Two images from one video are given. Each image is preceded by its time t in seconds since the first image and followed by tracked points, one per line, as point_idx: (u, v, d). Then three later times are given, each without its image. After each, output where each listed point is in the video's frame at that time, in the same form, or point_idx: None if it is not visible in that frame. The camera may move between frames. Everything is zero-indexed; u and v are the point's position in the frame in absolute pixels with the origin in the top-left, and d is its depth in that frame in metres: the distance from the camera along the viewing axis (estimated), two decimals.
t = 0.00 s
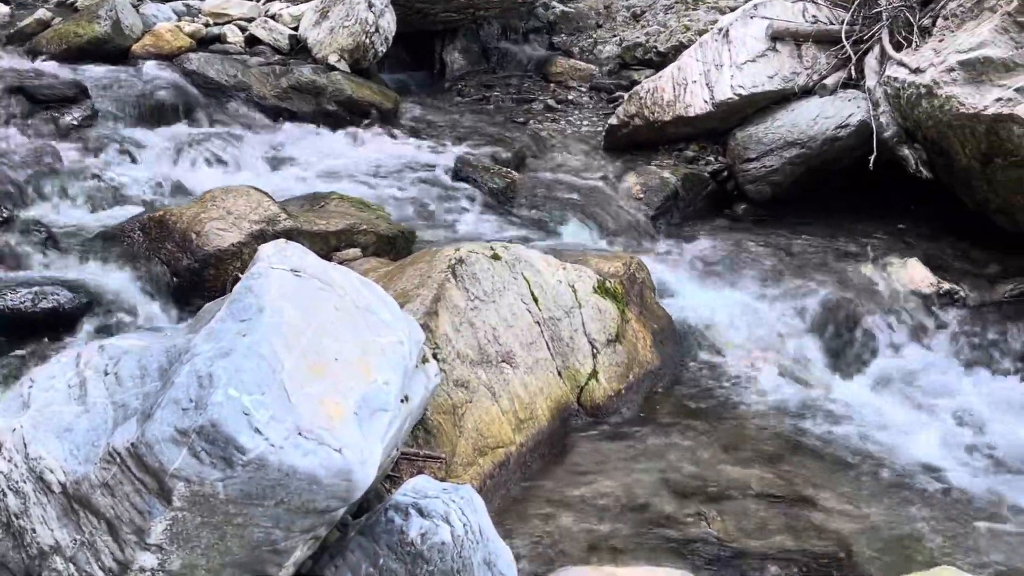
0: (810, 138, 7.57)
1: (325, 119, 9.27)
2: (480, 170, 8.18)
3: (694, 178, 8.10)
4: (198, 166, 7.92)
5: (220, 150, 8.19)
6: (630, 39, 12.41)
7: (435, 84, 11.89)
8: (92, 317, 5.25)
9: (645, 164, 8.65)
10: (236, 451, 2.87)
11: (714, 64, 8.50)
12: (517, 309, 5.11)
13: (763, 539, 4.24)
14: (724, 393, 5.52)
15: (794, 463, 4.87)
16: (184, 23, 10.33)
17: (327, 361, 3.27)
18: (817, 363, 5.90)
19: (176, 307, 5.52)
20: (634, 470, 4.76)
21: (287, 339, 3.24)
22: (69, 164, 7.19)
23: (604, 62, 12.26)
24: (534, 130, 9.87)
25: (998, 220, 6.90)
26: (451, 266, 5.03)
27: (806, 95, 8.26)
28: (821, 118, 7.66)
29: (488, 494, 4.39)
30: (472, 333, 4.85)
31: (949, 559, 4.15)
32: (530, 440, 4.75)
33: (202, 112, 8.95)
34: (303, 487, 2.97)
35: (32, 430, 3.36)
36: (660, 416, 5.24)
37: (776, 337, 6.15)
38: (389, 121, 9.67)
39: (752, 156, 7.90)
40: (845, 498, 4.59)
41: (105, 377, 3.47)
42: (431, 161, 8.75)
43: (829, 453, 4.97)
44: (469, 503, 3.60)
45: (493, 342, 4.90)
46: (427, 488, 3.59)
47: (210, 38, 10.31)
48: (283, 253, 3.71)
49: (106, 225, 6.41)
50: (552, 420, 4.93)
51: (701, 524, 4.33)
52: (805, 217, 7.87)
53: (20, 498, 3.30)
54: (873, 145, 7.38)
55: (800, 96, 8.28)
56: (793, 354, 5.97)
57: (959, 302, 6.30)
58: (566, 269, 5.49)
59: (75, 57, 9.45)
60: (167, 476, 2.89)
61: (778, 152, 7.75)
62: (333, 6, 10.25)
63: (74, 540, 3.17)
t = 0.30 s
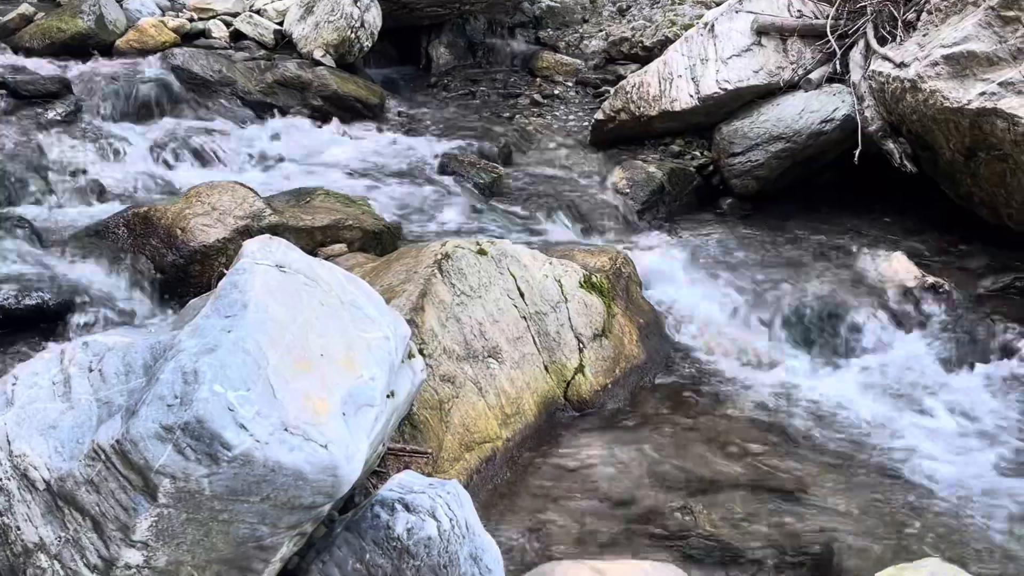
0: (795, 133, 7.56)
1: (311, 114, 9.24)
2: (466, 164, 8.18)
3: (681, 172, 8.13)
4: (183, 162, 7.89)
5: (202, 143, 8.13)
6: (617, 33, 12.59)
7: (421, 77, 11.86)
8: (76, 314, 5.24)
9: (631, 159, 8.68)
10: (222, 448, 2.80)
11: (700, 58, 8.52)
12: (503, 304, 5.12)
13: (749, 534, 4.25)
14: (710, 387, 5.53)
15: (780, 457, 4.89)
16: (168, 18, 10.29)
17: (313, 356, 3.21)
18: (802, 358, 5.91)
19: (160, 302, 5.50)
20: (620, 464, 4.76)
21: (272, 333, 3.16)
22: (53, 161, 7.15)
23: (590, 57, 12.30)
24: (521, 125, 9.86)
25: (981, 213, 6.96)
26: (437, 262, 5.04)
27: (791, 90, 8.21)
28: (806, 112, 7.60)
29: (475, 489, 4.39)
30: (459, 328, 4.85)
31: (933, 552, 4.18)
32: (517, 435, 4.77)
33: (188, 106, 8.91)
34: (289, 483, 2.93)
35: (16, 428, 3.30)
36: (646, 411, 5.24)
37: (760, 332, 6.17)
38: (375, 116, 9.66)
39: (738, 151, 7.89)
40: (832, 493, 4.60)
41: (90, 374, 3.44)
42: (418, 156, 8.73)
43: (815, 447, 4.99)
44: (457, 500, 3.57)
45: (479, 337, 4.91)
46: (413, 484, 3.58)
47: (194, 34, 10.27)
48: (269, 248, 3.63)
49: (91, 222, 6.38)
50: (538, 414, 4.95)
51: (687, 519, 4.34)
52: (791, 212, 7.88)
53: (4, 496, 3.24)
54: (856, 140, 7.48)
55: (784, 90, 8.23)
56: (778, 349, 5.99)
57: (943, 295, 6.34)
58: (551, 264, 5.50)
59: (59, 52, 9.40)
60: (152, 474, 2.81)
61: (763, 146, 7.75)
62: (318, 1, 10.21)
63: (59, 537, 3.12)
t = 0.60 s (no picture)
0: (779, 125, 7.58)
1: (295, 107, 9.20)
2: (451, 158, 8.19)
3: (666, 164, 8.18)
4: (166, 155, 7.86)
5: (186, 137, 8.12)
6: (602, 26, 12.56)
7: (406, 70, 11.83)
8: (59, 307, 5.22)
9: (616, 152, 8.67)
10: (206, 442, 2.76)
11: (685, 50, 8.58)
12: (489, 297, 5.12)
13: (736, 525, 4.26)
14: (696, 379, 5.55)
15: (766, 447, 4.91)
16: (151, 11, 10.25)
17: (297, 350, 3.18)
18: (786, 350, 5.93)
19: (144, 297, 5.48)
20: (606, 457, 4.77)
21: (256, 327, 3.13)
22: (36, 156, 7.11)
23: (574, 49, 12.34)
24: (506, 118, 9.84)
25: (965, 204, 7.01)
26: (423, 255, 5.04)
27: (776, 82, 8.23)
28: (790, 104, 7.65)
29: (462, 482, 4.39)
30: (444, 321, 4.85)
31: (919, 541, 4.20)
32: (503, 428, 4.77)
33: (172, 101, 8.87)
34: (274, 476, 2.90)
35: None
36: (632, 403, 5.25)
37: (746, 324, 6.18)
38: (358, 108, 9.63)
39: (722, 143, 7.94)
40: (818, 484, 4.62)
41: (73, 368, 3.37)
42: (403, 149, 8.71)
43: (802, 439, 5.00)
44: (444, 492, 3.55)
45: (465, 330, 4.91)
46: (399, 477, 3.56)
47: (177, 27, 10.23)
48: (252, 242, 3.60)
49: (73, 216, 6.35)
50: (524, 407, 4.96)
51: (673, 511, 4.35)
52: (776, 205, 7.88)
53: None
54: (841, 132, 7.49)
55: (769, 83, 8.24)
56: (762, 341, 6.02)
57: (927, 287, 6.39)
58: (537, 256, 5.50)
59: (40, 45, 9.42)
60: (136, 468, 2.76)
61: (748, 139, 7.76)
62: None
63: (42, 532, 3.03)
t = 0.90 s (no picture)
0: (764, 116, 7.56)
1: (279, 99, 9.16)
2: (436, 150, 8.16)
3: (651, 156, 8.16)
4: (149, 148, 7.78)
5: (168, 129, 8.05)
6: (587, 17, 12.60)
7: (390, 62, 11.79)
8: (43, 302, 5.20)
9: (601, 143, 8.68)
10: (190, 435, 2.75)
11: (669, 41, 8.61)
12: (475, 288, 5.11)
13: (722, 514, 4.28)
14: (682, 369, 5.57)
15: (751, 436, 4.94)
16: (133, 3, 10.23)
17: (282, 342, 3.13)
18: (771, 340, 5.96)
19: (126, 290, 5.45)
20: (592, 447, 4.78)
21: (239, 319, 3.08)
22: (19, 152, 7.08)
23: (560, 40, 12.37)
24: (491, 109, 9.83)
25: (948, 194, 7.06)
26: (408, 247, 5.02)
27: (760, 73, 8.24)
28: (774, 95, 7.64)
29: (448, 474, 4.40)
30: (430, 313, 4.84)
31: (902, 527, 4.25)
32: (489, 419, 4.77)
33: (155, 93, 8.83)
34: (258, 469, 2.88)
35: None
36: (618, 393, 5.27)
37: (734, 316, 6.18)
38: (343, 100, 9.61)
39: (707, 134, 7.90)
40: (803, 473, 4.65)
41: (56, 362, 3.34)
42: (389, 141, 8.69)
43: (787, 428, 5.03)
44: (429, 484, 3.49)
45: (450, 322, 4.90)
46: (384, 469, 3.50)
47: (160, 18, 10.23)
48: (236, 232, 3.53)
49: (56, 209, 6.32)
50: (510, 398, 4.96)
51: (660, 500, 4.37)
52: (761, 197, 7.88)
53: None
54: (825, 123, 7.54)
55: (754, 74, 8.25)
56: (747, 330, 6.05)
57: (910, 277, 6.44)
58: (523, 247, 5.50)
59: (21, 37, 9.39)
60: (120, 462, 2.75)
61: (733, 130, 7.74)
62: None
63: (25, 527, 2.97)
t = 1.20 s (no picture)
0: (746, 104, 7.61)
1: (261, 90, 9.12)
2: (419, 140, 8.14)
3: (635, 145, 8.12)
4: (132, 139, 7.74)
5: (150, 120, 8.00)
6: (569, 6, 12.60)
7: (373, 51, 11.73)
8: (22, 296, 5.14)
9: (584, 132, 8.67)
10: (173, 426, 2.72)
11: (652, 30, 8.58)
12: (458, 278, 5.11)
13: (705, 501, 4.31)
14: (666, 357, 5.59)
15: (734, 424, 4.96)
16: None
17: (264, 333, 3.11)
18: (755, 328, 5.97)
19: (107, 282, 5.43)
20: (577, 436, 4.80)
21: (221, 310, 3.06)
22: None
23: (543, 29, 12.37)
24: (474, 99, 9.81)
25: (931, 181, 7.09)
26: (391, 237, 5.01)
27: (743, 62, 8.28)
28: (757, 83, 7.67)
29: (432, 463, 4.40)
30: (414, 303, 4.84)
31: (884, 513, 4.28)
32: (473, 409, 4.79)
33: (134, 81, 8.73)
34: (242, 460, 2.86)
35: None
36: (602, 382, 5.28)
37: (719, 305, 6.19)
38: (325, 90, 9.57)
39: (690, 123, 7.96)
40: (785, 459, 4.67)
41: (36, 354, 3.29)
42: (372, 131, 8.66)
43: (769, 415, 5.06)
44: (414, 474, 3.46)
45: (434, 312, 4.90)
46: (368, 458, 3.44)
47: (141, 9, 10.18)
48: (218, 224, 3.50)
49: (36, 200, 6.28)
50: (495, 387, 4.99)
51: (644, 488, 4.39)
52: (745, 185, 7.92)
53: None
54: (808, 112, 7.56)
55: (736, 62, 8.29)
56: (731, 319, 6.05)
57: (894, 265, 6.47)
58: (506, 237, 5.49)
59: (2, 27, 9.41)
60: (102, 453, 2.74)
61: (716, 118, 7.79)
62: None
63: (8, 520, 2.97)
